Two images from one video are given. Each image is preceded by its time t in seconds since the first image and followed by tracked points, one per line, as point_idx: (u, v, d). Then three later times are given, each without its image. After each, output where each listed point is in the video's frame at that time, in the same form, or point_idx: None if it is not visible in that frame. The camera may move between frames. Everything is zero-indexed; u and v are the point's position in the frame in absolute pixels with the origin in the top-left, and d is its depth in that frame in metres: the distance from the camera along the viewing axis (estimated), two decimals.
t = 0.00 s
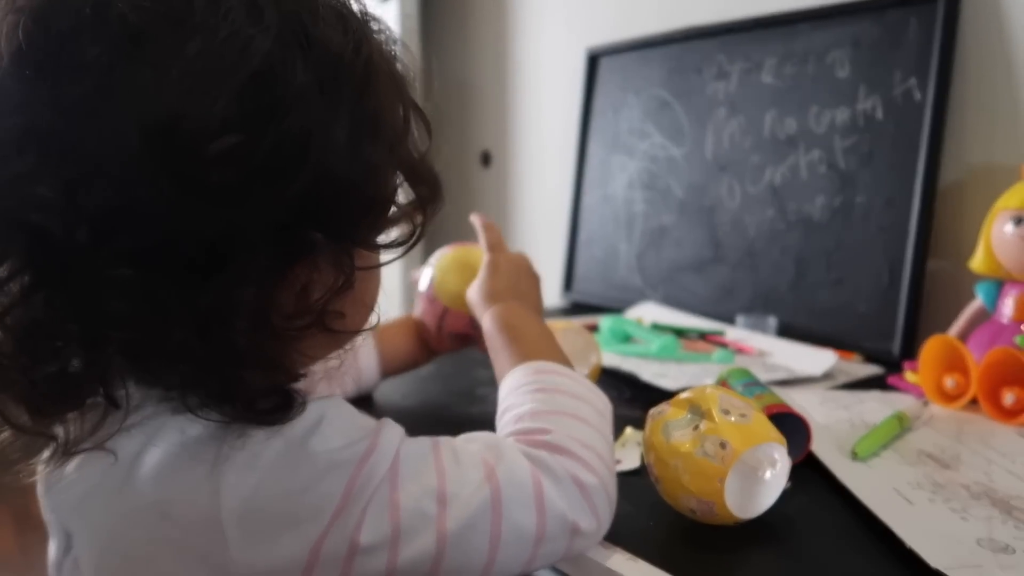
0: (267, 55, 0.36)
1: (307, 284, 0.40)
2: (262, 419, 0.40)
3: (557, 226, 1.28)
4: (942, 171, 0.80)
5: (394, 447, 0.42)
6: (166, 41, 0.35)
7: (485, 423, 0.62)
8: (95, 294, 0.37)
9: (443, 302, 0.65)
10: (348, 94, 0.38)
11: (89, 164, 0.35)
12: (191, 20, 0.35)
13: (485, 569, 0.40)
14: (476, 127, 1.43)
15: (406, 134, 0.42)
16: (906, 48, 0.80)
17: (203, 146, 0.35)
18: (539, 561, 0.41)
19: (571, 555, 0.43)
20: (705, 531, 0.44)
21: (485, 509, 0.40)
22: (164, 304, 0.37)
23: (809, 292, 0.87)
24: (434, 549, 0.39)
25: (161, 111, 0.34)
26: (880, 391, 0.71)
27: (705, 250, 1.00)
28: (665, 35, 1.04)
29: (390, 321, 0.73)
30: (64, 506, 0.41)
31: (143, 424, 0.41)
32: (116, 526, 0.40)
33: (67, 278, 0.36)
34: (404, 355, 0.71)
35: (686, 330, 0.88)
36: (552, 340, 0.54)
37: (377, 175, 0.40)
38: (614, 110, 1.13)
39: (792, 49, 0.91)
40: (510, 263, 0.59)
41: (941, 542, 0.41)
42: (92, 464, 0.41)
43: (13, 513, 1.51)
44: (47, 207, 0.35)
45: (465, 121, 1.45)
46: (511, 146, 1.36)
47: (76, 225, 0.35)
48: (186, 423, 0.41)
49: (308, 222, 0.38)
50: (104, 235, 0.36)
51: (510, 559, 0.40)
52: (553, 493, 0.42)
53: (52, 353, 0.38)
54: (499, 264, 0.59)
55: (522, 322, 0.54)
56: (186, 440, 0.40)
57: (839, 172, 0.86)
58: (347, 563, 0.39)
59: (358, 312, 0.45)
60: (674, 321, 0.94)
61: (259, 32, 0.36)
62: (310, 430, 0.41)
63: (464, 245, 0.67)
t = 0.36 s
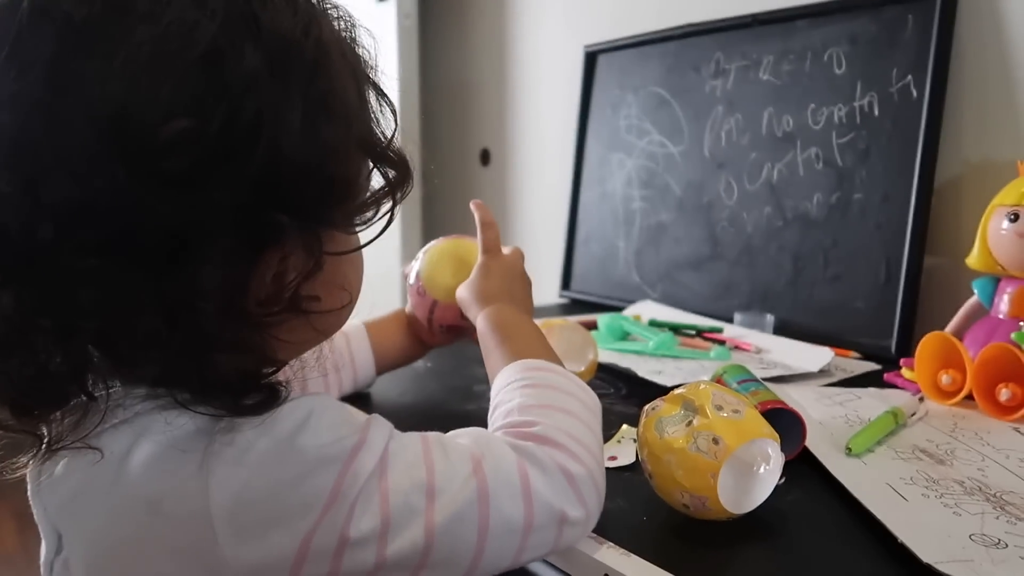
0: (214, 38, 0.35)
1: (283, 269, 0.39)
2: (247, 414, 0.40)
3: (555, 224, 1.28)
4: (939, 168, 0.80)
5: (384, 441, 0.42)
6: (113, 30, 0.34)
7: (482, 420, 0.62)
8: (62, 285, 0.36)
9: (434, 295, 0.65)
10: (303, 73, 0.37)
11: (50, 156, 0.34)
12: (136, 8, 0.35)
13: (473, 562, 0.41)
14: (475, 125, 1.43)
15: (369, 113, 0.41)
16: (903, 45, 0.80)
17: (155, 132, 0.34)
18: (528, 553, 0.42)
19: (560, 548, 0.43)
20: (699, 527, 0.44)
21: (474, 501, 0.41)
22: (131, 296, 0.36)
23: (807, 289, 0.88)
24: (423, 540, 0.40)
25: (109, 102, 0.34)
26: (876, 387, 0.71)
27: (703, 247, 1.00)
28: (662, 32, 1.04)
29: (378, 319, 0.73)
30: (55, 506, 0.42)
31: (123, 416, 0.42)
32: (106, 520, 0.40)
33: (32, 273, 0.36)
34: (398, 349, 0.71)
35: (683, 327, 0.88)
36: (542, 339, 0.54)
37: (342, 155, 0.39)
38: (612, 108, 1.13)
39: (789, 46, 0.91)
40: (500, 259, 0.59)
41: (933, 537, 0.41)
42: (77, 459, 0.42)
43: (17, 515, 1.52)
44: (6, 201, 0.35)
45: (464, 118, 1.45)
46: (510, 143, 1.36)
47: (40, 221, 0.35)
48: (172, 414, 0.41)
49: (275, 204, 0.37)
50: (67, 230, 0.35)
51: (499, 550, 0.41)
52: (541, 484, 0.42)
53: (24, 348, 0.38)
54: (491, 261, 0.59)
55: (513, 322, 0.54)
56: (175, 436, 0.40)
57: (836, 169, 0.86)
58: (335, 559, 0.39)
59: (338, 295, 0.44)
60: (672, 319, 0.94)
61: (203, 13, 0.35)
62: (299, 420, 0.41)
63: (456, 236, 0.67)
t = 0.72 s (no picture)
0: (199, 41, 0.35)
1: (280, 263, 0.40)
2: (256, 402, 0.41)
3: (560, 223, 1.29)
4: (943, 165, 0.80)
5: (389, 429, 0.43)
6: (99, 39, 0.35)
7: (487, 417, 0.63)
8: (65, 287, 0.37)
9: (413, 277, 0.65)
10: (287, 71, 0.38)
11: (49, 163, 0.35)
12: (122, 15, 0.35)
13: (477, 551, 0.41)
14: (481, 125, 1.43)
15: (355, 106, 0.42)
16: (907, 43, 0.80)
17: (146, 136, 0.35)
18: (531, 543, 0.42)
19: (563, 541, 0.43)
20: (701, 520, 0.45)
21: (476, 484, 0.41)
22: (134, 295, 0.37)
23: (811, 287, 0.88)
24: (427, 524, 0.40)
25: (101, 110, 0.34)
26: (879, 384, 0.71)
27: (707, 245, 1.00)
28: (667, 31, 1.04)
29: (376, 312, 0.74)
30: (71, 499, 0.43)
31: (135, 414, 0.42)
32: (120, 511, 0.41)
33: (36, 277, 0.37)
34: (396, 342, 0.72)
35: (687, 325, 0.88)
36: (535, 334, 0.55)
37: (332, 150, 0.39)
38: (616, 107, 1.14)
39: (793, 45, 0.91)
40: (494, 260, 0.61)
41: (931, 531, 0.42)
42: (93, 454, 0.42)
43: (27, 514, 1.52)
44: (6, 210, 0.36)
45: (469, 118, 1.45)
46: (515, 143, 1.36)
47: (41, 226, 0.36)
48: (183, 405, 0.42)
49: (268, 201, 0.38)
50: (68, 234, 0.36)
51: (502, 539, 0.41)
52: (544, 475, 0.43)
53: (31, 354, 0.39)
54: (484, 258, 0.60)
55: (506, 317, 0.55)
56: (183, 425, 0.41)
57: (840, 167, 0.86)
58: (341, 541, 0.40)
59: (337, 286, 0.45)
60: (677, 316, 0.95)
61: (188, 16, 0.35)
62: (306, 408, 0.42)
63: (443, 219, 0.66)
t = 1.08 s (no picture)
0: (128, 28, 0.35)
1: (245, 254, 0.39)
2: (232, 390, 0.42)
3: (569, 221, 1.29)
4: (952, 164, 0.80)
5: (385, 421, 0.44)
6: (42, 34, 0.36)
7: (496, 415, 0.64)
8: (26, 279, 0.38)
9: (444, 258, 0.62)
10: (214, 45, 0.36)
11: (15, 168, 0.36)
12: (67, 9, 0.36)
13: (462, 541, 0.42)
14: (490, 124, 1.44)
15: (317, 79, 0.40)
16: (916, 42, 0.80)
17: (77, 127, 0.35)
18: (515, 536, 0.43)
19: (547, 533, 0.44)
20: (707, 518, 0.45)
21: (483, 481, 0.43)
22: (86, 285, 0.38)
23: (819, 286, 0.88)
24: (417, 518, 0.41)
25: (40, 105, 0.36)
26: (887, 383, 0.71)
27: (715, 244, 1.00)
28: (675, 31, 1.05)
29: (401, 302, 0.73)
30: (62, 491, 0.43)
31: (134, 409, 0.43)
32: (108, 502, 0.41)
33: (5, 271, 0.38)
34: (416, 338, 0.71)
35: (695, 324, 0.89)
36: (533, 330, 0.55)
37: (280, 129, 0.38)
38: (625, 106, 1.14)
39: (802, 44, 0.91)
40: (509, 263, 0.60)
41: (936, 529, 0.42)
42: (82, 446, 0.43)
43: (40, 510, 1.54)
44: None
45: (478, 117, 1.46)
46: (524, 142, 1.36)
47: None
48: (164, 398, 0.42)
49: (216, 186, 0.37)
50: (23, 228, 0.37)
51: (488, 531, 0.42)
52: (530, 470, 0.43)
53: (18, 340, 0.40)
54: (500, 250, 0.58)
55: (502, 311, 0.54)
56: (171, 415, 0.42)
57: (848, 166, 0.86)
58: (331, 532, 0.40)
59: (320, 277, 0.44)
60: (685, 315, 0.95)
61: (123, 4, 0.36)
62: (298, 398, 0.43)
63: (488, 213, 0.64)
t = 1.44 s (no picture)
0: None
1: (53, 256, 0.42)
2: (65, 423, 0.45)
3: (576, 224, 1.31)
4: (950, 167, 0.81)
5: (254, 491, 0.43)
6: None
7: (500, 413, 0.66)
8: None
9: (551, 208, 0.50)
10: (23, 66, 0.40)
11: None
12: None
13: None
14: (499, 128, 1.46)
15: (71, 51, 0.40)
16: (914, 47, 0.82)
17: None
18: None
19: None
20: (700, 511, 0.47)
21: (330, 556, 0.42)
22: None
23: (820, 287, 0.89)
24: None
25: None
26: (884, 382, 0.73)
27: (719, 247, 1.02)
28: (679, 36, 1.06)
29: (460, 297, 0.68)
30: None
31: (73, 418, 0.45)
32: None
33: None
34: (479, 327, 0.68)
35: (699, 325, 0.90)
36: (547, 405, 0.48)
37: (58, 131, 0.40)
38: (631, 111, 1.16)
39: (803, 49, 0.92)
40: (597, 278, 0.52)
41: (919, 521, 0.43)
42: None
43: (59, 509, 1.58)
44: None
45: (487, 122, 1.48)
46: (532, 146, 1.38)
47: None
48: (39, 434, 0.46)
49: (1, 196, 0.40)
50: None
51: None
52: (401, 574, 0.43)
53: None
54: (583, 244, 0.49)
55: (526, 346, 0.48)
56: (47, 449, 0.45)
57: (849, 170, 0.87)
58: None
59: (171, 264, 0.44)
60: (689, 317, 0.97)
61: None
62: (147, 463, 0.42)
63: (604, 159, 0.52)
